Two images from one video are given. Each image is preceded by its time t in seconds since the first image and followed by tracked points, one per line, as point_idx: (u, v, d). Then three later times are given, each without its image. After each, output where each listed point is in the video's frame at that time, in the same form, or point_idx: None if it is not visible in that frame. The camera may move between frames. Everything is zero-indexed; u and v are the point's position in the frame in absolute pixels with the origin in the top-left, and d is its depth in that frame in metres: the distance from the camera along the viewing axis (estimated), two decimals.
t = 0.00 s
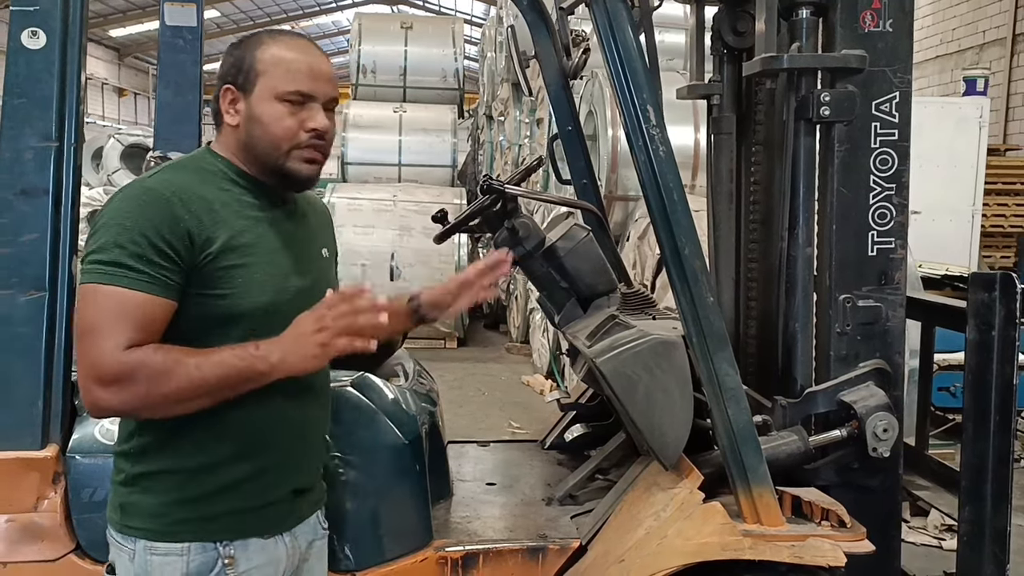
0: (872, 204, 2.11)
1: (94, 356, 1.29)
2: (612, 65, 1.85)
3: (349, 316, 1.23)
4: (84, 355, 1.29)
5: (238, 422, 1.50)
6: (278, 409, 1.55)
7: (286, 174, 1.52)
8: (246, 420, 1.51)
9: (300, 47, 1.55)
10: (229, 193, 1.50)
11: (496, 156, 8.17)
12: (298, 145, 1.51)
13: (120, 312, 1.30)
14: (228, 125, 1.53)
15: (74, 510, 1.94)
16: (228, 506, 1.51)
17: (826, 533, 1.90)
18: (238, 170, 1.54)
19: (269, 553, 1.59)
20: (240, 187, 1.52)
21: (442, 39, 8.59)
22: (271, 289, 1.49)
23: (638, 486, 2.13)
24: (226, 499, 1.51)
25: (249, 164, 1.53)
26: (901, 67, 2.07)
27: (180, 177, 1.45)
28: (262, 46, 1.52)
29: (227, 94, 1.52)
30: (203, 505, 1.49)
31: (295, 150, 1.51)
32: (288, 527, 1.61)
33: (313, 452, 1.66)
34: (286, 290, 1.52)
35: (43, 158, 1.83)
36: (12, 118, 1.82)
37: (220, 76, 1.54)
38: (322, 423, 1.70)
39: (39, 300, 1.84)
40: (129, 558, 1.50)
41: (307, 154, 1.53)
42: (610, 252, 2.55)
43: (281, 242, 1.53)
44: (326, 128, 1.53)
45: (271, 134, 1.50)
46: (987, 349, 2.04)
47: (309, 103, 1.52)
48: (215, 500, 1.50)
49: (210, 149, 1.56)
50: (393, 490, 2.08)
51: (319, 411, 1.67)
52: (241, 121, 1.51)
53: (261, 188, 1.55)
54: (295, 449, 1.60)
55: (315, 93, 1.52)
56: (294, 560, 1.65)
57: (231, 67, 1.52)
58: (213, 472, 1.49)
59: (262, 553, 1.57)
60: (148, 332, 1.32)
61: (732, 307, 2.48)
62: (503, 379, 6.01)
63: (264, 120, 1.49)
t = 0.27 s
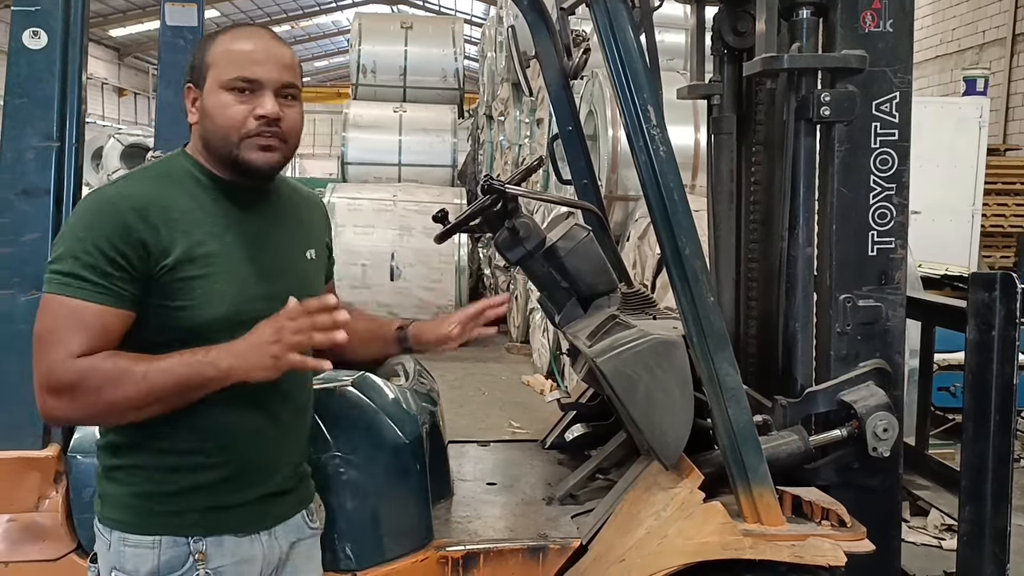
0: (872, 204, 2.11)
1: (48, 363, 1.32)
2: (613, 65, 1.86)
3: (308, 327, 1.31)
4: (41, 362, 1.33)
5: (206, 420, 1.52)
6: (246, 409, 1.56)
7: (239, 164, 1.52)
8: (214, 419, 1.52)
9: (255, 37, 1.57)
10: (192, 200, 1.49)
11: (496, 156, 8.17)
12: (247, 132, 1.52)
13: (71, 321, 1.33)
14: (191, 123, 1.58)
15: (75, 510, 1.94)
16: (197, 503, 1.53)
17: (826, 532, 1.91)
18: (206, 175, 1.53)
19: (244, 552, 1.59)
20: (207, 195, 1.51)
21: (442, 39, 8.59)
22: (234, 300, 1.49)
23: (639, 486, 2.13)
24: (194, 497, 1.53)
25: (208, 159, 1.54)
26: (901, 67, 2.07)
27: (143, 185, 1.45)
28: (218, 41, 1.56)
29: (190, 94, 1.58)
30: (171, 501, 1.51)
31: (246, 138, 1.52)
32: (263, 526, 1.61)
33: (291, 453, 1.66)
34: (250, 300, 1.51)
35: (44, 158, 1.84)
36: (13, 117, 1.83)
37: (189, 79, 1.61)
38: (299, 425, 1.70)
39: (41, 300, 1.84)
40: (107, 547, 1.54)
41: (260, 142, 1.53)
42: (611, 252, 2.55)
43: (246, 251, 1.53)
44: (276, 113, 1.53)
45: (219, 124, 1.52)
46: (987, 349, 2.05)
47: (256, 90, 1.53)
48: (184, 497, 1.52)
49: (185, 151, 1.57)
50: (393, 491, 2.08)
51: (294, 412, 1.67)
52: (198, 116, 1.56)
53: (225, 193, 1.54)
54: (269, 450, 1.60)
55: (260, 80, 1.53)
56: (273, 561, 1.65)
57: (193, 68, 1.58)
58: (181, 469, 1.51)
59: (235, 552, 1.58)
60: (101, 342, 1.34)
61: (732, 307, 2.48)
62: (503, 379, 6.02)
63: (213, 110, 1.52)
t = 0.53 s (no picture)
0: (873, 204, 2.11)
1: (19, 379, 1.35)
2: (614, 65, 1.86)
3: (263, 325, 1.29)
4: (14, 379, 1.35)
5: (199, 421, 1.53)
6: (240, 409, 1.56)
7: (204, 167, 1.52)
8: (208, 419, 1.54)
9: (221, 36, 1.58)
10: (163, 212, 1.50)
11: (497, 155, 8.17)
12: (211, 134, 1.52)
13: (40, 338, 1.34)
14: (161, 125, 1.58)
15: (76, 510, 1.94)
16: (189, 503, 1.54)
17: (827, 532, 1.91)
18: (178, 180, 1.54)
19: (241, 550, 1.60)
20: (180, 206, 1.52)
21: (442, 39, 8.59)
22: (207, 310, 1.51)
23: (639, 486, 2.13)
24: (184, 497, 1.54)
25: (176, 162, 1.54)
26: (903, 67, 2.07)
27: (112, 199, 1.46)
28: (183, 39, 1.56)
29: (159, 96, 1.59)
30: (162, 501, 1.53)
31: (211, 140, 1.52)
32: (258, 526, 1.62)
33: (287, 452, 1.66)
34: (228, 309, 1.53)
35: (46, 158, 1.84)
36: (15, 117, 1.83)
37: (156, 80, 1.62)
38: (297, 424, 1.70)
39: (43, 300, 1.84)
40: (104, 545, 1.56)
41: (226, 143, 1.53)
42: (612, 252, 2.55)
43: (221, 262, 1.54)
44: (241, 113, 1.53)
45: (184, 126, 1.52)
46: (988, 349, 2.05)
47: (219, 91, 1.53)
48: (178, 498, 1.53)
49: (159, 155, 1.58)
50: (394, 491, 2.08)
51: (291, 412, 1.67)
52: (166, 118, 1.56)
53: (199, 202, 1.55)
54: (263, 449, 1.60)
55: (224, 80, 1.53)
56: (270, 559, 1.66)
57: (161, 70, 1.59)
58: (175, 472, 1.53)
59: (233, 550, 1.59)
60: (71, 358, 1.36)
61: (733, 307, 2.48)
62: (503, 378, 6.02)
63: (177, 112, 1.53)
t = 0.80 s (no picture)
0: (874, 204, 2.11)
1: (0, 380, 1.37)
2: (614, 65, 1.85)
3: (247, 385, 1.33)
4: None
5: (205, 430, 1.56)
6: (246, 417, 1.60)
7: (215, 179, 1.53)
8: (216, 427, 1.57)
9: (235, 42, 1.57)
10: (170, 221, 1.52)
11: (497, 155, 8.17)
12: (223, 146, 1.53)
13: (27, 345, 1.37)
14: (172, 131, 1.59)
15: (76, 510, 1.94)
16: (200, 509, 1.56)
17: (828, 532, 1.91)
18: (187, 188, 1.55)
19: (253, 553, 1.63)
20: (184, 216, 1.54)
21: (442, 39, 8.59)
22: (211, 321, 1.53)
23: (640, 486, 2.13)
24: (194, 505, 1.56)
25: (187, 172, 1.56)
26: (903, 67, 2.07)
27: (118, 208, 1.48)
28: (198, 45, 1.57)
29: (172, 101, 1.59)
30: (171, 508, 1.55)
31: (222, 154, 1.53)
32: (267, 529, 1.65)
33: (291, 456, 1.70)
34: (233, 320, 1.56)
35: (46, 157, 1.84)
36: (15, 117, 1.83)
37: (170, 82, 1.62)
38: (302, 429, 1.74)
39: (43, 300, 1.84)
40: (114, 554, 1.57)
41: (237, 157, 1.54)
42: (612, 252, 2.55)
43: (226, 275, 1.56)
44: (254, 126, 1.54)
45: (195, 136, 1.53)
46: (988, 349, 2.04)
47: (233, 102, 1.54)
48: (188, 505, 1.56)
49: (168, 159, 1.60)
50: (395, 490, 2.08)
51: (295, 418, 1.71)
52: (177, 125, 1.56)
53: (204, 212, 1.57)
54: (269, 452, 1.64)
55: (237, 91, 1.54)
56: (282, 559, 1.69)
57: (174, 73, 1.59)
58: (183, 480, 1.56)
59: (245, 553, 1.62)
60: (54, 367, 1.39)
61: (733, 306, 2.48)
62: (503, 378, 6.02)
63: (190, 121, 1.53)
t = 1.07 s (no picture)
0: (874, 204, 2.11)
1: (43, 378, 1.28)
2: (614, 65, 1.85)
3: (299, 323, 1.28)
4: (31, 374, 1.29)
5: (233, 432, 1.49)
6: (274, 418, 1.54)
7: (236, 177, 1.48)
8: (244, 430, 1.50)
9: (259, 36, 1.51)
10: (198, 210, 1.46)
11: (497, 155, 8.17)
12: (245, 142, 1.47)
13: (68, 333, 1.29)
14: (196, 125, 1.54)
15: (76, 510, 1.93)
16: (226, 517, 1.50)
17: (828, 532, 1.91)
18: (210, 178, 1.50)
19: (275, 561, 1.58)
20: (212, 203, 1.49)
21: (441, 39, 8.59)
22: (243, 311, 1.46)
23: (641, 487, 2.13)
24: (221, 512, 1.50)
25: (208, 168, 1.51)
26: (904, 66, 2.07)
27: (145, 194, 1.42)
28: (222, 39, 1.51)
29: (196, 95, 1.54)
30: (197, 516, 1.49)
31: (243, 149, 1.48)
32: (290, 535, 1.59)
33: (316, 460, 1.65)
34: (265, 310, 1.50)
35: (46, 158, 1.83)
36: (14, 118, 1.82)
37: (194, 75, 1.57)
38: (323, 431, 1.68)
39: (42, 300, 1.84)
40: (134, 563, 1.51)
41: (259, 152, 1.48)
42: (612, 251, 2.55)
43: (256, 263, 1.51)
44: (276, 122, 1.48)
45: (217, 131, 1.48)
46: (989, 349, 2.04)
47: (256, 97, 1.48)
48: (213, 512, 1.50)
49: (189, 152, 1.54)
50: (395, 491, 2.08)
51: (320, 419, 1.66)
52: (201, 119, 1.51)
53: (230, 202, 1.51)
54: (295, 457, 1.59)
55: (260, 86, 1.48)
56: (302, 566, 1.64)
57: (197, 65, 1.54)
58: (212, 486, 1.49)
59: (267, 561, 1.56)
60: (94, 354, 1.30)
61: (733, 306, 2.48)
62: (503, 378, 6.02)
63: (212, 116, 1.48)
